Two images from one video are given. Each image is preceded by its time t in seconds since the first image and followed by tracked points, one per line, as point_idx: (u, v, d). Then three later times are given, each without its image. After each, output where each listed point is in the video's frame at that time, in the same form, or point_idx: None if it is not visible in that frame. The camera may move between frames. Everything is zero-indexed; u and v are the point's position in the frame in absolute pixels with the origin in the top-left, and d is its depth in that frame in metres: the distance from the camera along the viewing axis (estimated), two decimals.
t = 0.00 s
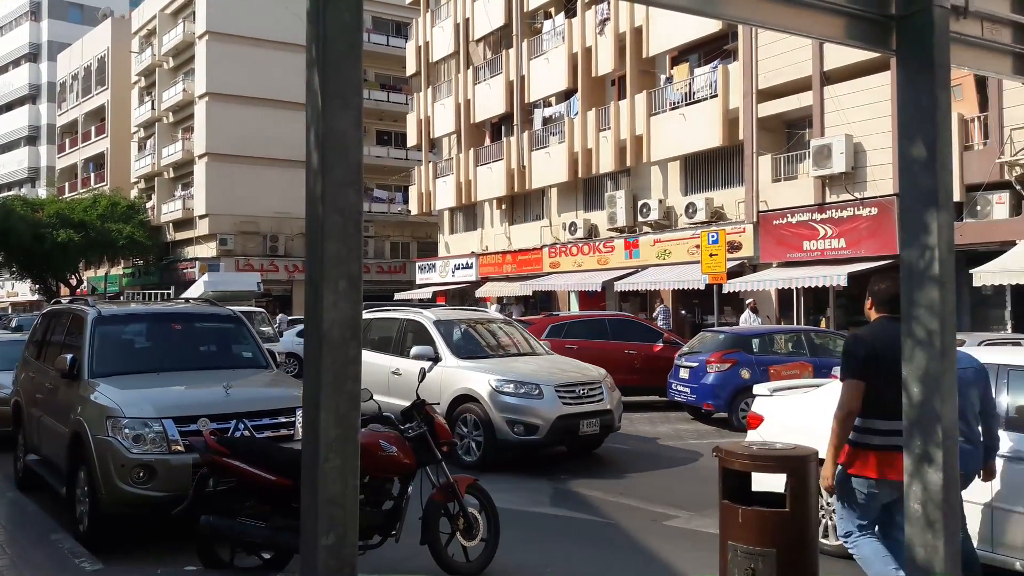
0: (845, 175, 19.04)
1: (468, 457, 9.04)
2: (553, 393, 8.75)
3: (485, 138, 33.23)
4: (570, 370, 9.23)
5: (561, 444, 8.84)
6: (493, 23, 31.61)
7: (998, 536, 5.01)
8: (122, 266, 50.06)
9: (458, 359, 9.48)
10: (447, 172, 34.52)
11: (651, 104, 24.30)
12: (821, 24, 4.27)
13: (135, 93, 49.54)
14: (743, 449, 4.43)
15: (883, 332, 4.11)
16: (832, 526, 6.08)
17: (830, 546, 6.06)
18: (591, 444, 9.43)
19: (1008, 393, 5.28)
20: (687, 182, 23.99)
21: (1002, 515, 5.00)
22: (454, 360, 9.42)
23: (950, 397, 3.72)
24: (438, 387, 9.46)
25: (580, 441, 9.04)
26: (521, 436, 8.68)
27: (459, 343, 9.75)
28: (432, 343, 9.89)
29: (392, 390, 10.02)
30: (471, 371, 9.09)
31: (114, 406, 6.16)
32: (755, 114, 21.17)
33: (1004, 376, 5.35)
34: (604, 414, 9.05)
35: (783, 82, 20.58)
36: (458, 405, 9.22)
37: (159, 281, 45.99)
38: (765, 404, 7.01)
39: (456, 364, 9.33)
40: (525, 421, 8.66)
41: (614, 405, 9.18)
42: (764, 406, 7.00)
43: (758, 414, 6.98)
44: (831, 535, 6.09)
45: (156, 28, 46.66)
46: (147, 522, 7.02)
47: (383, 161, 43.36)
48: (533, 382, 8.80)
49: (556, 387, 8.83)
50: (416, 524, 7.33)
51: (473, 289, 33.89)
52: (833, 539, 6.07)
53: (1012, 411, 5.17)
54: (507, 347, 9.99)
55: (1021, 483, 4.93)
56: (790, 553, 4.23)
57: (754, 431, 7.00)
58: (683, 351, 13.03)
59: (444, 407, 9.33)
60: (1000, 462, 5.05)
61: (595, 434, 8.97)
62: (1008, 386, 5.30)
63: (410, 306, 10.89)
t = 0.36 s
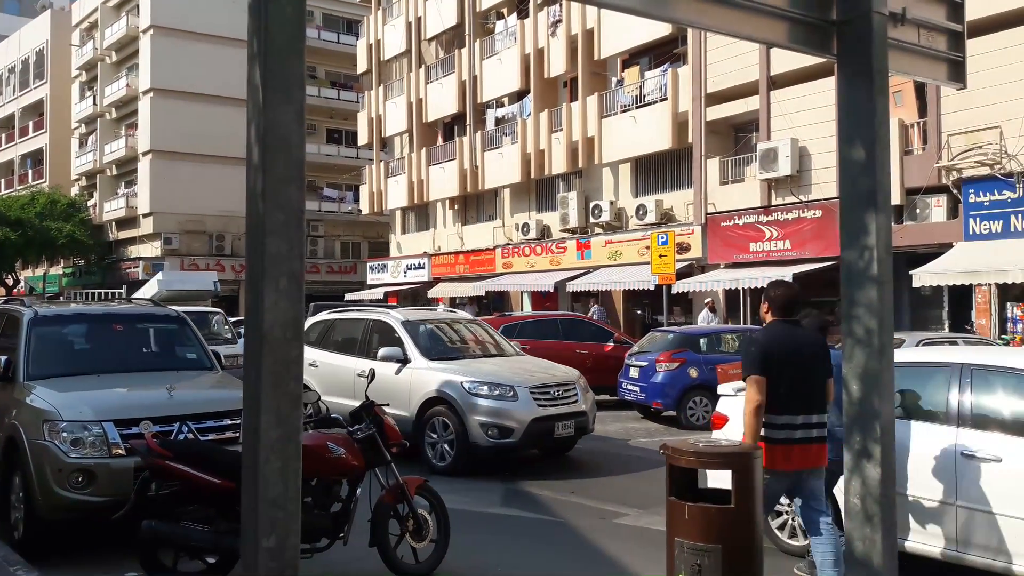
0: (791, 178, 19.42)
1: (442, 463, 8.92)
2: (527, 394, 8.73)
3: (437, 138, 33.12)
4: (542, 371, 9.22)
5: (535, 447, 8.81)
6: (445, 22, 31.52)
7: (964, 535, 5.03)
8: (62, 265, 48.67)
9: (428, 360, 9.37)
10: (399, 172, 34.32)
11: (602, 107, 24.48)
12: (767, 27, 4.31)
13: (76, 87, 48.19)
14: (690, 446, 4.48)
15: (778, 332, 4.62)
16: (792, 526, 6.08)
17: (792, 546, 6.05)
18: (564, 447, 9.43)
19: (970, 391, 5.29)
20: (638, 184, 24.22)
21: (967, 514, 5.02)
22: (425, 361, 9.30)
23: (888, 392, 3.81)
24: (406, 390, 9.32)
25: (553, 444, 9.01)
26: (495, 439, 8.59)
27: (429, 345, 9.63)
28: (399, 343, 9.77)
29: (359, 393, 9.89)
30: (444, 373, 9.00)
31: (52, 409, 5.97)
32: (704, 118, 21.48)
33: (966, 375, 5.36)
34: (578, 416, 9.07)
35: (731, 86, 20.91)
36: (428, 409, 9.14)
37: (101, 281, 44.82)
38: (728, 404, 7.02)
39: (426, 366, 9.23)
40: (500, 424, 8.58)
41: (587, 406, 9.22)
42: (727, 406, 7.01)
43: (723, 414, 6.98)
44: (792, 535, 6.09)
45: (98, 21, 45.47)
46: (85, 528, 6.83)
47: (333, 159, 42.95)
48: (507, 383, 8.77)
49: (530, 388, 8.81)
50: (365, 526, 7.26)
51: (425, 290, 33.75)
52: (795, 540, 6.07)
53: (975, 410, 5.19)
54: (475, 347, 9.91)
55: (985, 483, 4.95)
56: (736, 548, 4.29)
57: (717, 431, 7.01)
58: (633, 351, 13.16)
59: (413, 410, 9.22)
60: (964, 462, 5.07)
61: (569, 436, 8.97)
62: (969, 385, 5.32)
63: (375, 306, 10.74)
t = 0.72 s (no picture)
0: (734, 181, 19.75)
1: (399, 463, 8.88)
2: (493, 395, 8.67)
3: (385, 135, 32.88)
4: (507, 372, 9.18)
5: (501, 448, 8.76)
6: (394, 19, 31.31)
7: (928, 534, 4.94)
8: None
9: (389, 361, 9.26)
10: (346, 170, 33.97)
11: (551, 108, 24.58)
12: (711, 31, 4.35)
13: (8, 78, 46.55)
14: (634, 444, 4.52)
15: (665, 330, 5.24)
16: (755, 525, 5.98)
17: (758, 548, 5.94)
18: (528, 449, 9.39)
19: (935, 390, 5.19)
20: (586, 185, 24.39)
21: (932, 512, 4.93)
22: (386, 362, 9.18)
23: (825, 390, 3.89)
24: (367, 392, 9.20)
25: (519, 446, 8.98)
26: (461, 442, 8.51)
27: (389, 345, 9.53)
28: (359, 343, 9.66)
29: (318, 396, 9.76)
30: (408, 374, 8.89)
31: None
32: (650, 120, 21.73)
33: (931, 374, 5.26)
34: (543, 416, 9.05)
35: (677, 89, 21.18)
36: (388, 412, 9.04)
37: (34, 280, 43.40)
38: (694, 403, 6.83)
39: (387, 368, 9.11)
40: (465, 426, 8.50)
41: (553, 407, 9.22)
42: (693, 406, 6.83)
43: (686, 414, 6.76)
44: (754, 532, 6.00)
45: (32, 10, 44.00)
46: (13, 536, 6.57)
47: (279, 156, 42.36)
48: (472, 384, 8.69)
49: (495, 390, 8.76)
50: (308, 529, 7.15)
51: (373, 289, 33.48)
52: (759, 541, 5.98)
53: (940, 410, 5.08)
54: (436, 347, 9.83)
55: (951, 483, 4.86)
56: (679, 545, 4.34)
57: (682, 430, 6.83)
58: (580, 350, 13.24)
59: (373, 413, 9.11)
60: (930, 462, 4.97)
61: (535, 437, 8.94)
62: (933, 383, 5.22)
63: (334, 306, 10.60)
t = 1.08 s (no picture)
0: (693, 183, 19.97)
1: (368, 467, 8.82)
2: (466, 397, 8.65)
3: (345, 135, 32.64)
4: (480, 374, 9.17)
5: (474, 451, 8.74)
6: (353, 18, 31.10)
7: (918, 536, 4.94)
8: None
9: (359, 363, 9.16)
10: (304, 170, 33.65)
11: (513, 109, 24.59)
12: (666, 35, 4.38)
13: None
14: (595, 444, 4.54)
15: (596, 337, 5.67)
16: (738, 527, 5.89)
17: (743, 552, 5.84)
18: (500, 452, 9.38)
19: (923, 390, 5.17)
20: (547, 186, 24.46)
21: (922, 514, 4.92)
22: (356, 365, 9.09)
23: (780, 389, 3.94)
24: (336, 395, 9.07)
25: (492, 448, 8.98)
26: (433, 445, 8.44)
27: (358, 347, 9.44)
28: (327, 346, 9.55)
29: (283, 399, 9.64)
30: (378, 378, 8.80)
31: None
32: (611, 123, 21.87)
33: (917, 374, 5.25)
34: (516, 419, 9.08)
35: (636, 92, 21.35)
36: (359, 417, 8.95)
37: None
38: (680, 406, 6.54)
39: (358, 370, 9.00)
40: (438, 429, 8.44)
41: (526, 409, 9.26)
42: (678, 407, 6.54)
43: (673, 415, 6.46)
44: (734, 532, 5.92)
45: None
46: None
47: (237, 156, 41.86)
48: (445, 387, 8.65)
49: (468, 392, 8.75)
50: (267, 533, 7.07)
51: (333, 290, 33.20)
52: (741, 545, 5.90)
53: (930, 410, 5.07)
54: (407, 349, 9.75)
55: (942, 483, 4.84)
56: (640, 544, 4.38)
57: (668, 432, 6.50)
58: (542, 350, 13.27)
59: (342, 418, 9.01)
60: (920, 463, 4.95)
61: (509, 440, 8.96)
62: (919, 384, 5.21)
63: (300, 307, 10.46)
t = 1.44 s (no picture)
0: (647, 184, 20.15)
1: (326, 472, 8.72)
2: (427, 399, 8.60)
3: (298, 134, 32.26)
4: (440, 375, 9.13)
5: (433, 453, 8.69)
6: (307, 16, 30.79)
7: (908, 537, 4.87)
8: None
9: (316, 365, 9.06)
10: (256, 169, 33.17)
11: (468, 109, 24.57)
12: (618, 37, 4.41)
13: None
14: (549, 443, 4.56)
15: (535, 331, 5.78)
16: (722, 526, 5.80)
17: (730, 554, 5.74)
18: (461, 453, 9.35)
19: (910, 390, 5.12)
20: (503, 187, 24.47)
21: (911, 516, 4.86)
22: (312, 367, 8.98)
23: (729, 386, 3.95)
24: (292, 398, 8.95)
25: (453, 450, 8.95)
26: (394, 448, 8.38)
27: (315, 349, 9.33)
28: (282, 348, 9.42)
29: (236, 402, 9.49)
30: (335, 380, 8.71)
31: None
32: (567, 124, 21.97)
33: (904, 374, 5.19)
34: (478, 420, 9.06)
35: (591, 93, 21.49)
36: (316, 422, 8.84)
37: None
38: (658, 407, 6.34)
39: (315, 373, 8.90)
40: (398, 432, 8.38)
41: (487, 410, 9.24)
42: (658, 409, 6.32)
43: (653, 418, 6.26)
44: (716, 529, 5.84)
45: None
46: None
47: (187, 154, 41.10)
48: (406, 389, 8.59)
49: (430, 394, 8.70)
50: (216, 538, 6.95)
51: (285, 292, 32.78)
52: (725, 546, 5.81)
53: (919, 410, 5.02)
54: (365, 351, 9.67)
55: (931, 483, 4.79)
56: (593, 542, 4.40)
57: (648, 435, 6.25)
58: (499, 351, 13.22)
59: (298, 421, 8.89)
60: (910, 463, 4.89)
61: (470, 441, 8.94)
62: (905, 383, 5.16)
63: (254, 308, 10.29)
